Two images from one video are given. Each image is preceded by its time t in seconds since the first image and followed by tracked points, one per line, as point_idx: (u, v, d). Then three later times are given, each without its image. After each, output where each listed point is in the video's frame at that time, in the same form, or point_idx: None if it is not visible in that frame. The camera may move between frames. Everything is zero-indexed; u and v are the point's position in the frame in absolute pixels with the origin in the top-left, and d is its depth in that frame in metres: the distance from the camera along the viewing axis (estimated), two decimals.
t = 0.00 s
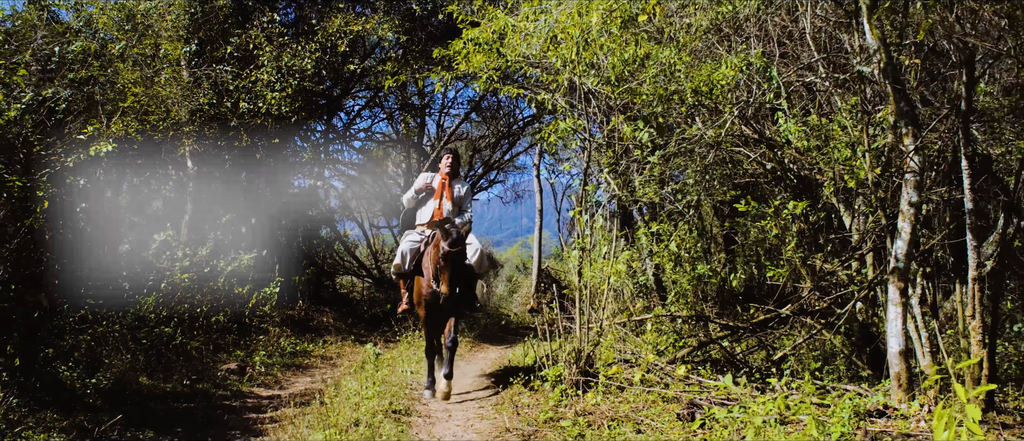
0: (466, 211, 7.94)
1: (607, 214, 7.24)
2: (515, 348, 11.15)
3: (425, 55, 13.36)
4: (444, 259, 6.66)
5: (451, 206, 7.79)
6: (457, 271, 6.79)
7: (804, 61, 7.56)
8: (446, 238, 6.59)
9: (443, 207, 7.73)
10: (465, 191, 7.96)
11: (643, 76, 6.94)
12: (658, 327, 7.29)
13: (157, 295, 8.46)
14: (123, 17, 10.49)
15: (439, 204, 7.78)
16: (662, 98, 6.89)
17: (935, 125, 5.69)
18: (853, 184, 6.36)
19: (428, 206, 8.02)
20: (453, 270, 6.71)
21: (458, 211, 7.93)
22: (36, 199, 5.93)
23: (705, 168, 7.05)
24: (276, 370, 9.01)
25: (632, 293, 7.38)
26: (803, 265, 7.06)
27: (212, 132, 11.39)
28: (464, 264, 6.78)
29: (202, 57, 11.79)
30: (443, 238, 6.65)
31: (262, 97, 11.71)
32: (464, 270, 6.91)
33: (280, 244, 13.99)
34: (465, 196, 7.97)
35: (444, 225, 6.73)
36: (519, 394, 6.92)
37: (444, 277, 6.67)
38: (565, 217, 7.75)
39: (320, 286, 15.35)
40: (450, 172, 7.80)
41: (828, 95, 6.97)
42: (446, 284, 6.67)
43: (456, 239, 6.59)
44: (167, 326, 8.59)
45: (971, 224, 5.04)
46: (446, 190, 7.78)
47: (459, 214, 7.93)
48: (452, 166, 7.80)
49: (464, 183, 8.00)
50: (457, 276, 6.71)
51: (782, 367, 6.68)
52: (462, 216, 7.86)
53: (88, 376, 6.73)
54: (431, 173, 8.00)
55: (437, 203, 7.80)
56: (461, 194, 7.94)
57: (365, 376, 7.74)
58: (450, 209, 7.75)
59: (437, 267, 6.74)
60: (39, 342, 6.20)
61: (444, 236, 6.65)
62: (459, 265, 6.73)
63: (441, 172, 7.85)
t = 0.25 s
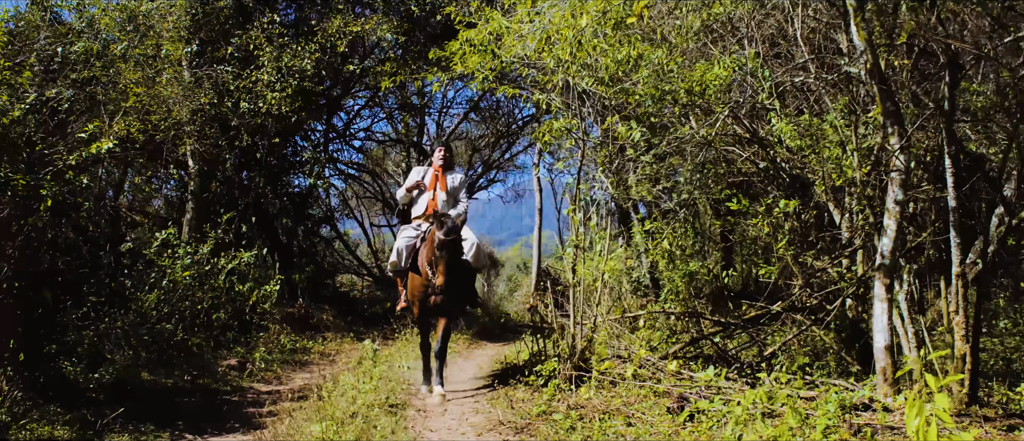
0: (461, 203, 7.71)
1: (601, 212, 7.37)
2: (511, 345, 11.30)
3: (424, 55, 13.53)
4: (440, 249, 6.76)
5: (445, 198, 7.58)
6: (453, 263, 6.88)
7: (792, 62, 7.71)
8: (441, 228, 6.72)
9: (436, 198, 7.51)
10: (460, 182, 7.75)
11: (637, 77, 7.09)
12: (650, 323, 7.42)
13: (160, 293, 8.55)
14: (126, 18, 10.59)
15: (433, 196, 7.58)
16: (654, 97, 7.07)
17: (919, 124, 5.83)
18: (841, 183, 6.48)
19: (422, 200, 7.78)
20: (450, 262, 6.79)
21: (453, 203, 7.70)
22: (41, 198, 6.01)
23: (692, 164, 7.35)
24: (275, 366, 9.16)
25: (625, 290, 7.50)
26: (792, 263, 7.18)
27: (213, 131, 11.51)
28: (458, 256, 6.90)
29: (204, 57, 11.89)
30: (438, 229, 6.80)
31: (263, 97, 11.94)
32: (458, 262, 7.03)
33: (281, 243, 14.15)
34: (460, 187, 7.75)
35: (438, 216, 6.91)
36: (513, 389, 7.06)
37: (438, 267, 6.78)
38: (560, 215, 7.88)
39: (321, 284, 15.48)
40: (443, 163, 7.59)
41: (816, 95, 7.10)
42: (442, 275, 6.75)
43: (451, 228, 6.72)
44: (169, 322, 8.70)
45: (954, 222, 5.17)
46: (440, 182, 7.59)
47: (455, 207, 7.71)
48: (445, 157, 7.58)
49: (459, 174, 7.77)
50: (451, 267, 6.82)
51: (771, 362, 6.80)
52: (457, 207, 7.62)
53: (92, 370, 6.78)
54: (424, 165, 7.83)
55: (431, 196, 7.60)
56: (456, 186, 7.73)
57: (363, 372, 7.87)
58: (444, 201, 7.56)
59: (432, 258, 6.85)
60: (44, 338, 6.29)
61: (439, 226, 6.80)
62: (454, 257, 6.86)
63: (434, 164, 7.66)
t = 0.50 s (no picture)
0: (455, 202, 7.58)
1: (595, 210, 7.49)
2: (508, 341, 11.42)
3: (423, 55, 13.68)
4: (439, 241, 6.59)
5: (440, 197, 7.47)
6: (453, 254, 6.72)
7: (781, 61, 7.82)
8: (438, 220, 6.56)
9: (430, 197, 7.39)
10: (455, 181, 7.66)
11: (630, 77, 7.08)
12: (643, 319, 7.54)
13: (162, 289, 8.64)
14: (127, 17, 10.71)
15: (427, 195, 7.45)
16: (647, 98, 7.03)
17: (906, 123, 5.94)
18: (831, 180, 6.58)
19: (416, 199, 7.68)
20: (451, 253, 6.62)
21: (447, 202, 7.58)
22: (44, 195, 6.11)
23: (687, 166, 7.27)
24: (275, 361, 9.30)
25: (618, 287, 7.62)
26: (783, 260, 7.27)
27: (214, 129, 11.62)
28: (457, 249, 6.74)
29: (205, 56, 12.01)
30: (436, 220, 6.64)
31: (263, 96, 12.05)
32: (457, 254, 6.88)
33: (281, 239, 14.36)
34: (455, 187, 7.65)
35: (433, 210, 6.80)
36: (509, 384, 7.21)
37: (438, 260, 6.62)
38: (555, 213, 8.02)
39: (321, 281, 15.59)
40: (438, 162, 7.52)
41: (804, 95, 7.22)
42: (444, 266, 6.57)
43: (449, 218, 6.55)
44: (171, 318, 8.80)
45: (938, 219, 5.26)
46: (434, 181, 7.48)
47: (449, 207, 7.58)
48: (439, 156, 7.51)
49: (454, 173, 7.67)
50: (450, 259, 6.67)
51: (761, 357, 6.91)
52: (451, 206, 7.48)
53: (94, 365, 6.87)
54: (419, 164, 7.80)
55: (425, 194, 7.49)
56: (450, 185, 7.64)
57: (361, 367, 7.99)
58: (439, 200, 7.47)
59: (431, 251, 6.69)
60: (45, 335, 6.39)
61: (437, 217, 6.64)
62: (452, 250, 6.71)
63: (429, 163, 7.58)
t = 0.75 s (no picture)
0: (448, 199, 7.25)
1: (589, 208, 7.63)
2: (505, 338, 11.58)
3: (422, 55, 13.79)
4: (435, 214, 6.61)
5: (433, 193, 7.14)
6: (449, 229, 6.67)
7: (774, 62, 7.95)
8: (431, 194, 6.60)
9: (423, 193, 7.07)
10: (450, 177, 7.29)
11: (625, 77, 7.23)
12: (637, 315, 7.67)
13: (164, 285, 8.77)
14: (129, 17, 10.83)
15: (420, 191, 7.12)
16: (641, 98, 7.20)
17: (893, 123, 6.06)
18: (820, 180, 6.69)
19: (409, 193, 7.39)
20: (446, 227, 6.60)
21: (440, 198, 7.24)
22: (48, 193, 6.15)
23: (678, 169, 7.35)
24: (275, 357, 9.45)
25: (613, 284, 7.75)
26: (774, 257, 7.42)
27: (215, 128, 11.75)
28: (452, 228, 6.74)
29: (206, 56, 12.13)
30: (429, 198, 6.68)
31: (264, 96, 12.17)
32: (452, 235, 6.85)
33: (281, 237, 14.54)
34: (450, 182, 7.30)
35: (426, 191, 6.92)
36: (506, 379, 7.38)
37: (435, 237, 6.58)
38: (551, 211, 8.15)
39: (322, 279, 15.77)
40: (432, 155, 7.18)
41: (796, 95, 7.35)
42: (442, 242, 6.52)
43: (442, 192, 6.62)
44: (173, 315, 8.94)
45: (924, 217, 5.46)
46: (428, 176, 7.15)
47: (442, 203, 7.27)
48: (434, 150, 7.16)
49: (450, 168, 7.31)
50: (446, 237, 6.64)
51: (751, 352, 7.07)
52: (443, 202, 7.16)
53: (97, 360, 7.00)
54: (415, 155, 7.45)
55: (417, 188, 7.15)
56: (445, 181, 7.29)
57: (360, 361, 8.15)
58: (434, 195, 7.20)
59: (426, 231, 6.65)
60: (47, 332, 6.49)
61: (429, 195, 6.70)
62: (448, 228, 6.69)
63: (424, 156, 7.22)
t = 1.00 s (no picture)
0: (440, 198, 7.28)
1: (582, 208, 7.75)
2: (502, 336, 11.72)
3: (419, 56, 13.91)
4: (422, 210, 6.48)
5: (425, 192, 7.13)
6: (438, 224, 6.54)
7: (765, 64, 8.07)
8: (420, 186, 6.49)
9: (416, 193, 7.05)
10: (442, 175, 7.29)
11: (617, 78, 7.31)
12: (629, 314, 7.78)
13: (164, 284, 8.91)
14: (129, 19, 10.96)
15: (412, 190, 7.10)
16: (633, 99, 7.31)
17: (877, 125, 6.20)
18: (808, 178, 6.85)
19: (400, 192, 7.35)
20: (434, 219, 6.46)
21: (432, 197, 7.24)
22: (51, 194, 6.28)
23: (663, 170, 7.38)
24: (274, 355, 9.58)
25: (606, 283, 7.87)
26: (762, 256, 7.55)
27: (215, 129, 11.87)
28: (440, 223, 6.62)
29: (205, 57, 12.25)
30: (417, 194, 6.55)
31: (263, 96, 12.28)
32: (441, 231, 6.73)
33: (281, 237, 14.66)
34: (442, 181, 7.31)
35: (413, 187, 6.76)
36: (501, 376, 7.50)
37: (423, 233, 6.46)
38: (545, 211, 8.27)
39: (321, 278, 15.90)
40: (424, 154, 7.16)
41: (785, 97, 7.48)
42: (430, 237, 6.40)
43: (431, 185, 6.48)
44: (173, 313, 9.06)
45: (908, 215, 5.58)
46: (421, 175, 7.12)
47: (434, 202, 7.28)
48: (427, 149, 7.16)
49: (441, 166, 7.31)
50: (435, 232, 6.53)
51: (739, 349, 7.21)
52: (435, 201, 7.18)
53: (97, 357, 7.16)
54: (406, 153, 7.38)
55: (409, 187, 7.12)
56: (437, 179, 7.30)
57: (357, 359, 8.28)
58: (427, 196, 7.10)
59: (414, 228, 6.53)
60: (50, 330, 6.59)
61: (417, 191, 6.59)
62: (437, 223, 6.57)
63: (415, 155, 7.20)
